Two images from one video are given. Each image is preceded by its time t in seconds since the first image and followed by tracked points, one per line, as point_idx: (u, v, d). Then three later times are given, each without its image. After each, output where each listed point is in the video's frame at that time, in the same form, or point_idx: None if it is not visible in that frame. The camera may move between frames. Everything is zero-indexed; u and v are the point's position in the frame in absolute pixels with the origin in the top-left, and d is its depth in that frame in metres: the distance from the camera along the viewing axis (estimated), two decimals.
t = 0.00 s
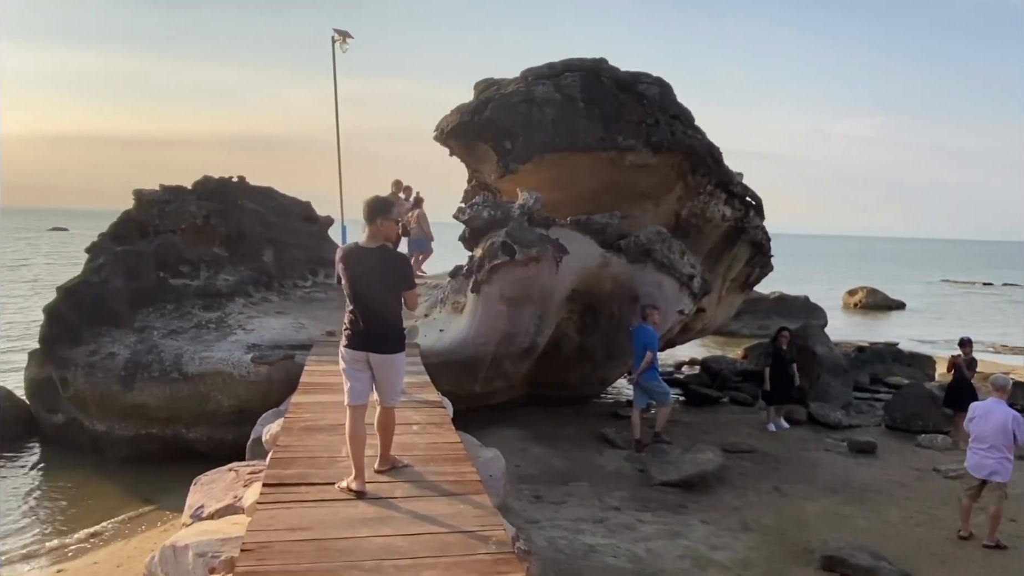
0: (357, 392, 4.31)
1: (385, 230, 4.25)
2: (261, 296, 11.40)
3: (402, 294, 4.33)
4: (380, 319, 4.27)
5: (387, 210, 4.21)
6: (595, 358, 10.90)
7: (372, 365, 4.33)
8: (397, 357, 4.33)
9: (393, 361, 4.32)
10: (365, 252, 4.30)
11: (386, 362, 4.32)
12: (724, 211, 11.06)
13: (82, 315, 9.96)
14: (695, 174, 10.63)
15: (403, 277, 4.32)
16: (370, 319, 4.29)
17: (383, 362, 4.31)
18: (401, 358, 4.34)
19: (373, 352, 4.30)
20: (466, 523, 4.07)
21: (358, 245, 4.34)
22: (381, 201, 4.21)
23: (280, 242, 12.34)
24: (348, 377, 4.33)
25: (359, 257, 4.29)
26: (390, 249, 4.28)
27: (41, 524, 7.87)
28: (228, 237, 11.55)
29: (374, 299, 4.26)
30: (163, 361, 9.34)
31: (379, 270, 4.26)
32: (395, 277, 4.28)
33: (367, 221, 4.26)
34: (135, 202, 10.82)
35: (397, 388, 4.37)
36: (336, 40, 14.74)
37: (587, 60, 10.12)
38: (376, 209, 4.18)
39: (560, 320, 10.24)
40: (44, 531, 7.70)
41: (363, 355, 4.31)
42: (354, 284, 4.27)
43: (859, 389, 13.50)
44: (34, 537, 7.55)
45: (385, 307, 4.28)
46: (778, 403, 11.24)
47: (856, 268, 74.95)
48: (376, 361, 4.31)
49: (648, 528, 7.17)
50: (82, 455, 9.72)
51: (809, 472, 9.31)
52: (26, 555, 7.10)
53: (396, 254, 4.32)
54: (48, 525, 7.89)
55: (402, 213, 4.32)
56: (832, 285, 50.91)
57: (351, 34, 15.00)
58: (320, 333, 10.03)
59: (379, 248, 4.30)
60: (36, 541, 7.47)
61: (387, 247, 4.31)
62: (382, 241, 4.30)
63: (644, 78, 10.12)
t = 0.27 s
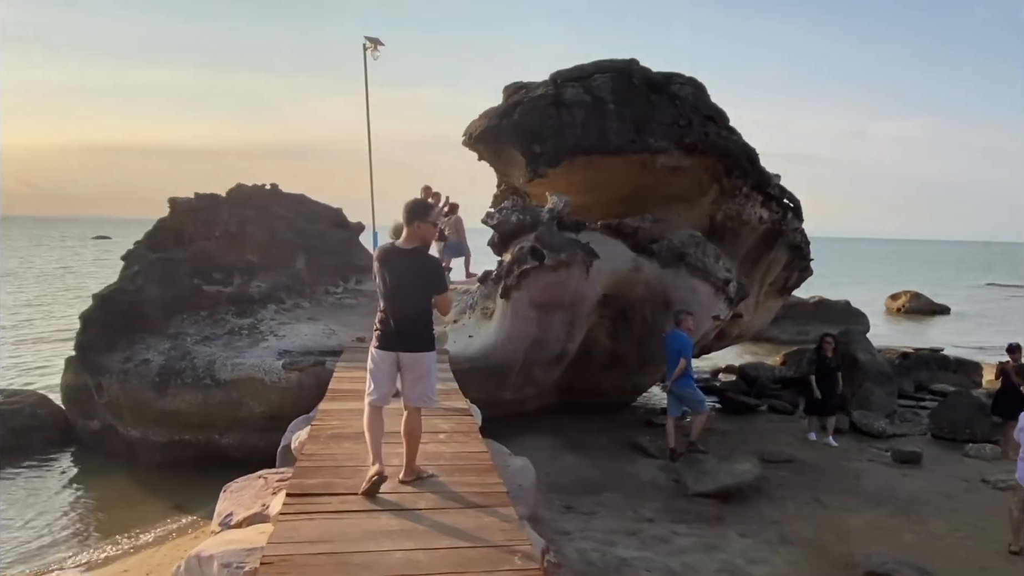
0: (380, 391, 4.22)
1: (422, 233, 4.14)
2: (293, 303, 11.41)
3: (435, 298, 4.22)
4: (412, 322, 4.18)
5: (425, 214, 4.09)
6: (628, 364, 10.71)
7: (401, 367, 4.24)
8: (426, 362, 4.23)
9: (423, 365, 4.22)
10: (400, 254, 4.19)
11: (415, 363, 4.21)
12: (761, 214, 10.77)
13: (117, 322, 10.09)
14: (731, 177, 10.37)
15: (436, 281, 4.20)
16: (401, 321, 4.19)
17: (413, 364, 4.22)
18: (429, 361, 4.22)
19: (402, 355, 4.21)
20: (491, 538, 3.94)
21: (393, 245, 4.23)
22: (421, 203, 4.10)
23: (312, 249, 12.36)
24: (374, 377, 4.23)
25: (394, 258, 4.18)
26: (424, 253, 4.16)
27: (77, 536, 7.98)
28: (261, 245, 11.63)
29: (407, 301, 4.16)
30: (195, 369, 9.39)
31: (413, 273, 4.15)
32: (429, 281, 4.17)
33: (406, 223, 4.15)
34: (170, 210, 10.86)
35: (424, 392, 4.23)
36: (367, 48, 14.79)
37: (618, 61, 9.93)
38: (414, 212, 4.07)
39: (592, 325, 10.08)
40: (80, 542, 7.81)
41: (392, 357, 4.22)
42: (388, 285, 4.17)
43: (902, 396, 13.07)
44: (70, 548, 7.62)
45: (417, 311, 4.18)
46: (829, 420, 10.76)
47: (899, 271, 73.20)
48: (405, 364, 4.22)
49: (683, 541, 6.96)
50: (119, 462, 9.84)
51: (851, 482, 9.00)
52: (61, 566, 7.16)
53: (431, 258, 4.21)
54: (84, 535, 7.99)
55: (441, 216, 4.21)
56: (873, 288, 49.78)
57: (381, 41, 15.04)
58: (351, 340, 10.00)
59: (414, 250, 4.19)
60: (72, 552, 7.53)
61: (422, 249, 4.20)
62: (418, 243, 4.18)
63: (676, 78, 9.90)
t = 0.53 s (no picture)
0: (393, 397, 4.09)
1: (441, 239, 4.02)
2: (316, 309, 11.33)
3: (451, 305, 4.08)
4: (427, 330, 4.04)
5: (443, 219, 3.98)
6: (654, 371, 10.50)
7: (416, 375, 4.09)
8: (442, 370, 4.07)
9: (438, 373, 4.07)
10: (415, 260, 4.07)
11: (430, 371, 4.07)
12: (790, 217, 10.49)
13: (142, 330, 10.14)
14: (758, 179, 10.16)
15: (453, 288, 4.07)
16: (416, 328, 4.06)
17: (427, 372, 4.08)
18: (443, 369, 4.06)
19: (416, 363, 4.07)
20: (506, 556, 3.79)
21: (410, 250, 4.11)
22: (440, 209, 3.99)
23: (334, 255, 12.10)
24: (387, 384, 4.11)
25: (411, 263, 4.06)
26: (440, 259, 4.04)
27: (101, 545, 8.00)
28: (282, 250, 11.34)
29: (422, 308, 4.03)
30: (218, 376, 9.37)
31: (428, 280, 4.02)
32: (446, 288, 4.03)
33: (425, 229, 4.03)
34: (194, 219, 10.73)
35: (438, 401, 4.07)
36: (389, 53, 14.74)
37: (641, 62, 9.75)
38: (433, 217, 3.96)
39: (616, 331, 9.91)
40: (104, 551, 7.82)
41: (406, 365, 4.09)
42: (404, 291, 4.05)
43: (938, 403, 12.67)
44: (91, 559, 7.61)
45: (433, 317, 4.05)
46: (863, 430, 10.37)
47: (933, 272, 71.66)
48: (420, 371, 4.09)
49: (711, 556, 6.75)
50: (143, 469, 9.86)
51: (886, 494, 8.70)
52: None
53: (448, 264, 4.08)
54: (109, 544, 8.01)
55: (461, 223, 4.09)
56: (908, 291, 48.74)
57: (403, 46, 14.99)
58: (372, 347, 9.92)
59: (430, 256, 4.06)
60: (92, 563, 7.52)
61: (439, 255, 4.07)
62: (434, 249, 4.06)
63: (702, 79, 9.70)
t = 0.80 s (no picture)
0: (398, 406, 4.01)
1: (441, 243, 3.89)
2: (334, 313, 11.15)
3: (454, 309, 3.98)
4: (431, 335, 3.94)
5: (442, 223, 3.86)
6: (675, 375, 10.30)
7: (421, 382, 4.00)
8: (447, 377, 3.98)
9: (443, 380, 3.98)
10: (415, 264, 3.96)
11: (434, 377, 3.97)
12: (815, 217, 10.24)
13: (160, 334, 10.16)
14: (781, 178, 9.93)
15: (455, 291, 3.96)
16: (420, 335, 3.97)
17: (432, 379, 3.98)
18: (449, 375, 3.97)
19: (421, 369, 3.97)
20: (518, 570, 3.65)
21: (409, 255, 4.00)
22: (438, 212, 3.87)
23: (352, 258, 11.95)
24: (392, 393, 4.03)
25: (411, 268, 3.96)
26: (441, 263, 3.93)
27: (119, 553, 8.00)
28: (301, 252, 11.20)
29: (425, 314, 3.93)
30: (234, 380, 9.33)
31: (429, 284, 3.91)
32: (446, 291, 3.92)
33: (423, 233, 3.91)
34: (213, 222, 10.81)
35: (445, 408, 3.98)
36: (407, 56, 14.69)
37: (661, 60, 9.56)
38: (432, 221, 3.84)
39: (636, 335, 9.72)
40: (121, 560, 7.83)
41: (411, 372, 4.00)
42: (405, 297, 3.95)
43: (970, 408, 12.30)
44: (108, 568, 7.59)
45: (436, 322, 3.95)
46: (891, 437, 9.99)
47: (963, 273, 70.30)
48: (424, 378, 3.98)
49: (733, 566, 6.56)
50: (161, 474, 9.86)
51: (916, 502, 8.43)
52: None
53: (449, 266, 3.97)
54: (126, 552, 8.01)
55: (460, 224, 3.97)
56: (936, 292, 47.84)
57: (421, 48, 14.93)
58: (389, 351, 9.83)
59: (430, 260, 3.95)
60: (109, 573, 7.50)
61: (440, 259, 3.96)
62: (434, 252, 3.95)
63: (723, 76, 9.49)
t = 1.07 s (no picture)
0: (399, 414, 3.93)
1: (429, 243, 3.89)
2: (347, 315, 11.03)
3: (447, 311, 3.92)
4: (427, 338, 3.89)
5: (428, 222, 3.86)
6: (694, 379, 10.10)
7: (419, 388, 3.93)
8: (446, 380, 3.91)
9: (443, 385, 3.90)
10: (404, 268, 3.93)
11: (434, 383, 3.90)
12: (837, 217, 10.01)
13: (173, 338, 10.10)
14: (802, 177, 9.70)
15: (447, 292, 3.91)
16: (415, 339, 3.91)
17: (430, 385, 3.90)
18: (449, 379, 3.90)
19: (419, 376, 3.91)
20: None
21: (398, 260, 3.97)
22: (424, 212, 3.88)
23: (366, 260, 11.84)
24: (394, 401, 3.96)
25: (401, 272, 3.93)
26: (430, 264, 3.89)
27: (133, 559, 7.96)
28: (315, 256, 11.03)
29: (417, 318, 3.88)
30: (246, 385, 9.25)
31: (420, 287, 3.87)
32: (437, 292, 3.88)
33: (411, 235, 3.91)
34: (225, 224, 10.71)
35: (447, 414, 3.92)
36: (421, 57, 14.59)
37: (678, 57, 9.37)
38: (419, 220, 3.86)
39: (654, 338, 9.53)
40: (135, 566, 7.78)
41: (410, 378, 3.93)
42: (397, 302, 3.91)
43: (998, 412, 11.98)
44: None
45: (430, 325, 3.89)
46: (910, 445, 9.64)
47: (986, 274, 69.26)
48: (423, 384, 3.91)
49: None
50: (175, 479, 9.81)
51: (944, 510, 8.18)
52: None
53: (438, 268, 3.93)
54: (140, 558, 7.97)
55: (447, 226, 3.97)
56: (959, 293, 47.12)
57: (435, 48, 14.84)
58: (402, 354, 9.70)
59: (419, 263, 3.92)
60: None
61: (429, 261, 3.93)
62: (423, 255, 3.93)
63: (742, 73, 9.28)
